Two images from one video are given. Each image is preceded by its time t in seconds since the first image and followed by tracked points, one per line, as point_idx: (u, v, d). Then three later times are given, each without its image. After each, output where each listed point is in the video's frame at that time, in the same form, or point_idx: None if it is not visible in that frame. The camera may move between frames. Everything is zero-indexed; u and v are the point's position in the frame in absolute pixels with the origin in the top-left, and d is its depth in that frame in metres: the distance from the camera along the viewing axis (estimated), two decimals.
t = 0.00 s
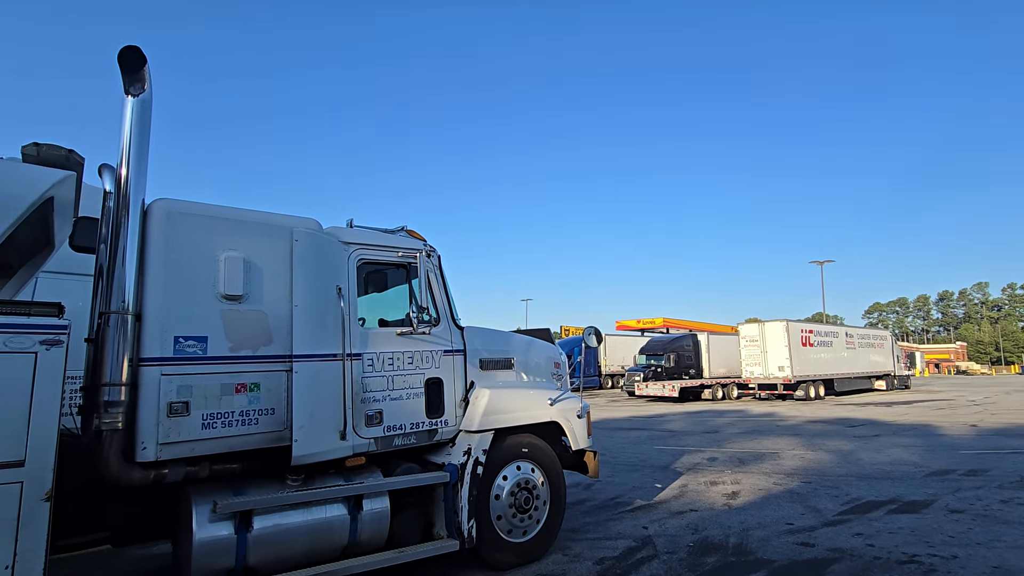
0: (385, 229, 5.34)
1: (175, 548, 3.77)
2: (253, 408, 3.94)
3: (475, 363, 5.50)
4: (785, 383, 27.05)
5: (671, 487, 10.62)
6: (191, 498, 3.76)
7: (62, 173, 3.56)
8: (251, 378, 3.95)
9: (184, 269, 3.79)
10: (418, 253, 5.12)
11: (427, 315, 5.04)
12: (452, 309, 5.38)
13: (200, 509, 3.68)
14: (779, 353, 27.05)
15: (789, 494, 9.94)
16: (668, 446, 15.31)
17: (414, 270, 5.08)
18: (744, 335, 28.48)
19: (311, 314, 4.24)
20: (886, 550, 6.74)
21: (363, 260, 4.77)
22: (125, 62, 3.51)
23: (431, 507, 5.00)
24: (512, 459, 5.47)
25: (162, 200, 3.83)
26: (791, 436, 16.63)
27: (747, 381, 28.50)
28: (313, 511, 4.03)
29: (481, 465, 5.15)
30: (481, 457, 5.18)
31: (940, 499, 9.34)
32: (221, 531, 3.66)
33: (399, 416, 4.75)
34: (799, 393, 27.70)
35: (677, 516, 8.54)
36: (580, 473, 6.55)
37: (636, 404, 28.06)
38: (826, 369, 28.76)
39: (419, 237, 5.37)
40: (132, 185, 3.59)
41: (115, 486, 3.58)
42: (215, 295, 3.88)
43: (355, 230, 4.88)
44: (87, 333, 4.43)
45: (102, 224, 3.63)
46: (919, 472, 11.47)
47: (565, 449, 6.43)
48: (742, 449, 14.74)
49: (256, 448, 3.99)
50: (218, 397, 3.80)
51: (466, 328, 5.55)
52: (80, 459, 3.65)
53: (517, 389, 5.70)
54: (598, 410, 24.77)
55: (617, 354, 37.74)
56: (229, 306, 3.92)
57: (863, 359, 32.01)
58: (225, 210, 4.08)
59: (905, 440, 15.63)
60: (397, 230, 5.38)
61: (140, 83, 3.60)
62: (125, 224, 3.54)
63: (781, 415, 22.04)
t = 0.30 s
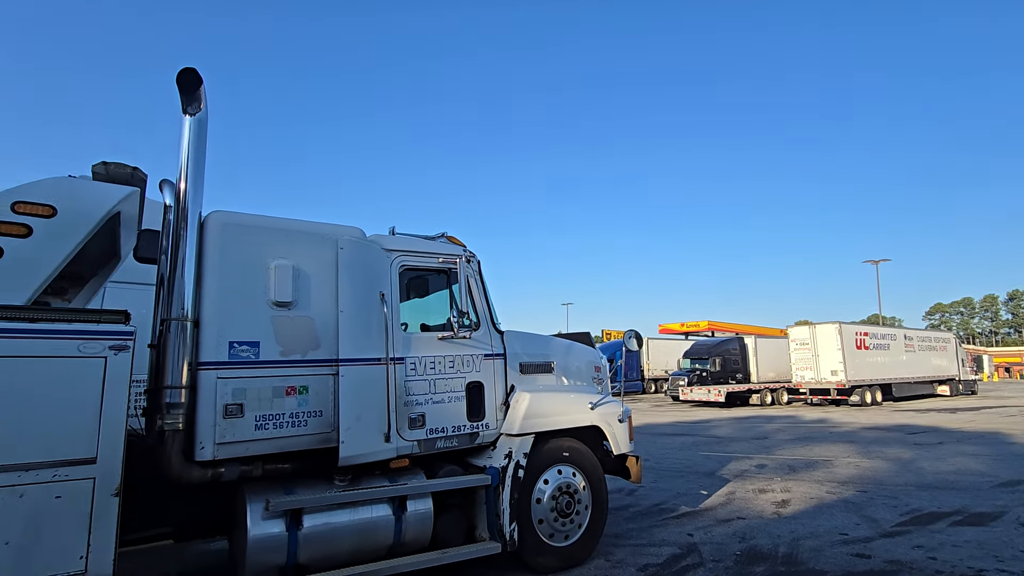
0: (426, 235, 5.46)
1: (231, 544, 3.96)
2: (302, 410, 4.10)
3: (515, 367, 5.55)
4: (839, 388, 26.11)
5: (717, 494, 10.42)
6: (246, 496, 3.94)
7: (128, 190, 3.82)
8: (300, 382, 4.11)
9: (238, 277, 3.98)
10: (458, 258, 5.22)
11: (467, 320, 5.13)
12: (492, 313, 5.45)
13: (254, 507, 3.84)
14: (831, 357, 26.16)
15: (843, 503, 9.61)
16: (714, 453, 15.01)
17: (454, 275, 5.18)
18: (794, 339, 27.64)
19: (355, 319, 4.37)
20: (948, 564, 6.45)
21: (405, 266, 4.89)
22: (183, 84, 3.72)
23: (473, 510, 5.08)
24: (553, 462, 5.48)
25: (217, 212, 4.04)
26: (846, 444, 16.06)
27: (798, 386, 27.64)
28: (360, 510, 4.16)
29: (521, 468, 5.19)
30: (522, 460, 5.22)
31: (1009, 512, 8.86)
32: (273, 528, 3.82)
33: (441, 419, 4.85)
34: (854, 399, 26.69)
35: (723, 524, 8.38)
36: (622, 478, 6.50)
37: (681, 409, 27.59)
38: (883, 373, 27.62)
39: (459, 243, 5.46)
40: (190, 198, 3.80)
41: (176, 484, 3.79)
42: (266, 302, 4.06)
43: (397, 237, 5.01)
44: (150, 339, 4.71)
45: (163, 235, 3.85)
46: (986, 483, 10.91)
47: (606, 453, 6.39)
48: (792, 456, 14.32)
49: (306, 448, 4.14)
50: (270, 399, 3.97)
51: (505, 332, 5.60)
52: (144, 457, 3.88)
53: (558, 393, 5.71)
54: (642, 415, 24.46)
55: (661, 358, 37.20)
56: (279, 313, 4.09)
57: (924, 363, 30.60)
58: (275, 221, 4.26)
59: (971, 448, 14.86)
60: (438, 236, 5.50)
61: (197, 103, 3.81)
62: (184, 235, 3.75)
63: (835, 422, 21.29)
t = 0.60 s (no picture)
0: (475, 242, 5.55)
1: (296, 544, 4.14)
2: (360, 415, 4.25)
3: (565, 371, 5.56)
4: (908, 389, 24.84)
5: (777, 500, 10.11)
6: (309, 497, 4.11)
7: (196, 209, 4.07)
8: (358, 388, 4.26)
9: (299, 288, 4.17)
10: (506, 264, 5.29)
11: (517, 325, 5.19)
12: (541, 318, 5.49)
13: (318, 508, 4.00)
14: (899, 356, 24.93)
15: (916, 512, 9.14)
16: (774, 457, 14.55)
17: (503, 281, 5.26)
18: (856, 337, 26.44)
19: (409, 326, 4.50)
20: None
21: (455, 273, 5.00)
22: (245, 108, 3.92)
23: (527, 513, 5.13)
24: (605, 467, 5.46)
25: (279, 227, 4.24)
26: (917, 448, 15.26)
27: (862, 387, 26.42)
28: (417, 512, 4.27)
29: (574, 472, 5.19)
30: (574, 464, 5.23)
31: None
32: (336, 529, 3.97)
33: (493, 423, 4.92)
34: (925, 400, 25.32)
35: (785, 532, 8.13)
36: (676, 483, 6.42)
37: (737, 412, 26.84)
38: (957, 373, 26.11)
39: (507, 249, 5.54)
40: (253, 213, 4.00)
41: (246, 485, 4.00)
42: (324, 311, 4.23)
43: (447, 245, 5.13)
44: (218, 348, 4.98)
45: (231, 249, 4.09)
46: None
47: (659, 457, 6.31)
48: (858, 461, 13.72)
49: (364, 452, 4.29)
50: (330, 405, 4.13)
51: (555, 337, 5.63)
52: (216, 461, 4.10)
53: (609, 397, 5.69)
54: (696, 418, 23.94)
55: (714, 359, 36.33)
56: (337, 322, 4.26)
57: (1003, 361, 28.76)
58: (331, 233, 4.44)
59: None
60: (486, 243, 5.58)
61: (258, 124, 4.02)
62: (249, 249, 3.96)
63: (904, 425, 20.27)
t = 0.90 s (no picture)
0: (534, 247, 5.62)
1: (372, 544, 4.30)
2: (429, 419, 4.38)
3: (628, 373, 5.53)
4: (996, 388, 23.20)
5: (854, 507, 9.66)
6: (383, 498, 4.27)
7: (273, 225, 4.31)
8: (426, 392, 4.40)
9: (369, 298, 4.35)
10: (567, 269, 5.33)
11: (578, 328, 5.21)
12: (602, 321, 5.49)
13: (391, 508, 4.16)
14: (985, 353, 23.32)
15: (1010, 521, 8.54)
16: (847, 461, 13.89)
17: (563, 285, 5.30)
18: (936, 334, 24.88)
19: (473, 332, 4.61)
20: None
21: (516, 279, 5.08)
22: (316, 127, 4.12)
23: (593, 517, 5.13)
24: (671, 471, 5.39)
25: (349, 239, 4.44)
26: (1008, 452, 14.24)
27: (944, 387, 24.80)
28: (486, 514, 4.36)
29: (639, 476, 5.16)
30: (640, 468, 5.19)
31: None
32: (409, 529, 4.11)
33: (557, 426, 4.96)
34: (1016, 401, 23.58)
35: (864, 540, 7.77)
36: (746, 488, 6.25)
37: (805, 413, 25.76)
38: None
39: (566, 253, 5.57)
40: (326, 226, 4.20)
41: (324, 485, 4.20)
42: (393, 319, 4.39)
43: (507, 251, 5.22)
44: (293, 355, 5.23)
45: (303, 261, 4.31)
46: None
47: (727, 461, 6.16)
48: (941, 466, 12.93)
49: (434, 455, 4.42)
50: (401, 409, 4.28)
51: (616, 339, 5.61)
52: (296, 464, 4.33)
53: (673, 399, 5.61)
54: (761, 420, 23.14)
55: (778, 359, 35.02)
56: (405, 329, 4.41)
57: None
58: (398, 244, 4.60)
59: None
60: (545, 248, 5.64)
61: (328, 142, 4.22)
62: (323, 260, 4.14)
63: (992, 427, 18.93)
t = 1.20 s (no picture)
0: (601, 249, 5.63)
1: (453, 542, 4.43)
2: (505, 420, 4.48)
3: (701, 375, 5.42)
4: None
5: (949, 516, 9.05)
6: (462, 498, 4.40)
7: (354, 237, 4.53)
8: (501, 395, 4.50)
9: (444, 304, 4.50)
10: (636, 270, 5.31)
11: (649, 330, 5.18)
12: (672, 322, 5.42)
13: (471, 507, 4.28)
14: None
15: None
16: (939, 466, 13.03)
17: (633, 286, 5.28)
18: None
19: (546, 335, 4.68)
20: None
21: (585, 281, 5.11)
22: (391, 142, 4.31)
23: (669, 520, 5.07)
24: (750, 475, 5.24)
25: (424, 248, 4.61)
26: None
27: None
28: (562, 515, 4.41)
29: (716, 479, 5.07)
30: (716, 471, 5.10)
31: None
32: (488, 528, 4.22)
33: (631, 429, 4.95)
34: None
35: (964, 551, 7.27)
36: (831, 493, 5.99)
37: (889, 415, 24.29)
38: None
39: (634, 254, 5.54)
40: (403, 235, 4.38)
41: (406, 485, 4.37)
42: (467, 324, 4.52)
43: (576, 254, 5.26)
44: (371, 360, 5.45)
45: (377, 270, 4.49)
46: None
47: (809, 465, 5.94)
48: None
49: (510, 455, 4.51)
50: (477, 411, 4.40)
51: (688, 341, 5.52)
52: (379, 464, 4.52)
53: (749, 401, 5.46)
54: (840, 422, 22.00)
55: (857, 358, 33.22)
56: (479, 334, 4.53)
57: None
58: (470, 251, 4.74)
59: None
60: (613, 249, 5.64)
61: (402, 155, 4.40)
62: (402, 267, 4.31)
63: None
